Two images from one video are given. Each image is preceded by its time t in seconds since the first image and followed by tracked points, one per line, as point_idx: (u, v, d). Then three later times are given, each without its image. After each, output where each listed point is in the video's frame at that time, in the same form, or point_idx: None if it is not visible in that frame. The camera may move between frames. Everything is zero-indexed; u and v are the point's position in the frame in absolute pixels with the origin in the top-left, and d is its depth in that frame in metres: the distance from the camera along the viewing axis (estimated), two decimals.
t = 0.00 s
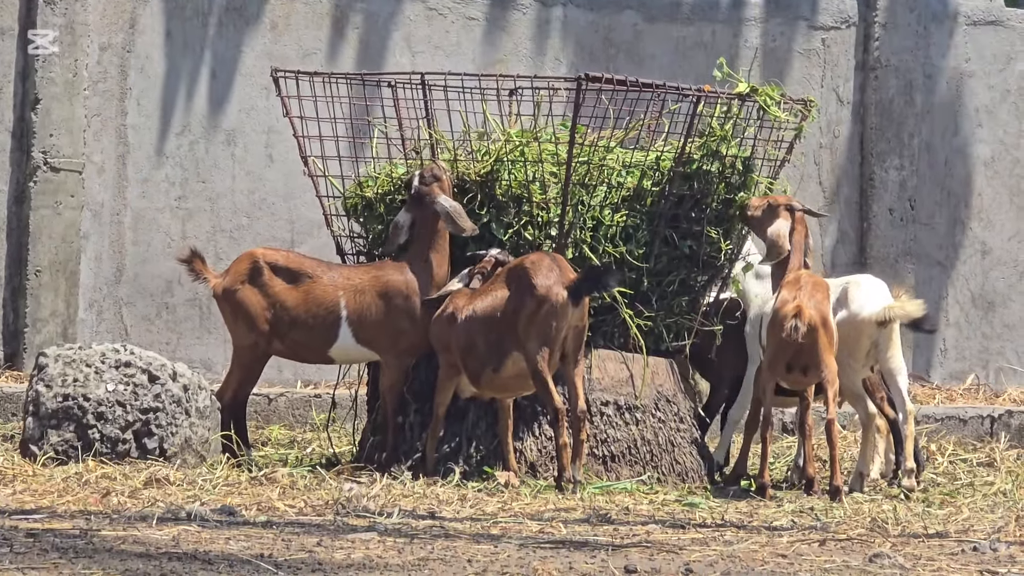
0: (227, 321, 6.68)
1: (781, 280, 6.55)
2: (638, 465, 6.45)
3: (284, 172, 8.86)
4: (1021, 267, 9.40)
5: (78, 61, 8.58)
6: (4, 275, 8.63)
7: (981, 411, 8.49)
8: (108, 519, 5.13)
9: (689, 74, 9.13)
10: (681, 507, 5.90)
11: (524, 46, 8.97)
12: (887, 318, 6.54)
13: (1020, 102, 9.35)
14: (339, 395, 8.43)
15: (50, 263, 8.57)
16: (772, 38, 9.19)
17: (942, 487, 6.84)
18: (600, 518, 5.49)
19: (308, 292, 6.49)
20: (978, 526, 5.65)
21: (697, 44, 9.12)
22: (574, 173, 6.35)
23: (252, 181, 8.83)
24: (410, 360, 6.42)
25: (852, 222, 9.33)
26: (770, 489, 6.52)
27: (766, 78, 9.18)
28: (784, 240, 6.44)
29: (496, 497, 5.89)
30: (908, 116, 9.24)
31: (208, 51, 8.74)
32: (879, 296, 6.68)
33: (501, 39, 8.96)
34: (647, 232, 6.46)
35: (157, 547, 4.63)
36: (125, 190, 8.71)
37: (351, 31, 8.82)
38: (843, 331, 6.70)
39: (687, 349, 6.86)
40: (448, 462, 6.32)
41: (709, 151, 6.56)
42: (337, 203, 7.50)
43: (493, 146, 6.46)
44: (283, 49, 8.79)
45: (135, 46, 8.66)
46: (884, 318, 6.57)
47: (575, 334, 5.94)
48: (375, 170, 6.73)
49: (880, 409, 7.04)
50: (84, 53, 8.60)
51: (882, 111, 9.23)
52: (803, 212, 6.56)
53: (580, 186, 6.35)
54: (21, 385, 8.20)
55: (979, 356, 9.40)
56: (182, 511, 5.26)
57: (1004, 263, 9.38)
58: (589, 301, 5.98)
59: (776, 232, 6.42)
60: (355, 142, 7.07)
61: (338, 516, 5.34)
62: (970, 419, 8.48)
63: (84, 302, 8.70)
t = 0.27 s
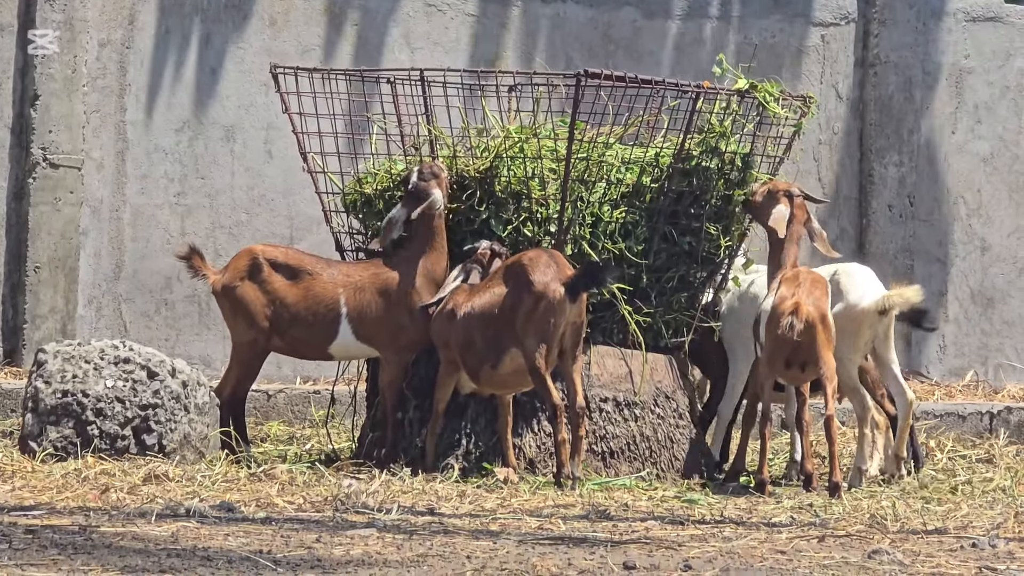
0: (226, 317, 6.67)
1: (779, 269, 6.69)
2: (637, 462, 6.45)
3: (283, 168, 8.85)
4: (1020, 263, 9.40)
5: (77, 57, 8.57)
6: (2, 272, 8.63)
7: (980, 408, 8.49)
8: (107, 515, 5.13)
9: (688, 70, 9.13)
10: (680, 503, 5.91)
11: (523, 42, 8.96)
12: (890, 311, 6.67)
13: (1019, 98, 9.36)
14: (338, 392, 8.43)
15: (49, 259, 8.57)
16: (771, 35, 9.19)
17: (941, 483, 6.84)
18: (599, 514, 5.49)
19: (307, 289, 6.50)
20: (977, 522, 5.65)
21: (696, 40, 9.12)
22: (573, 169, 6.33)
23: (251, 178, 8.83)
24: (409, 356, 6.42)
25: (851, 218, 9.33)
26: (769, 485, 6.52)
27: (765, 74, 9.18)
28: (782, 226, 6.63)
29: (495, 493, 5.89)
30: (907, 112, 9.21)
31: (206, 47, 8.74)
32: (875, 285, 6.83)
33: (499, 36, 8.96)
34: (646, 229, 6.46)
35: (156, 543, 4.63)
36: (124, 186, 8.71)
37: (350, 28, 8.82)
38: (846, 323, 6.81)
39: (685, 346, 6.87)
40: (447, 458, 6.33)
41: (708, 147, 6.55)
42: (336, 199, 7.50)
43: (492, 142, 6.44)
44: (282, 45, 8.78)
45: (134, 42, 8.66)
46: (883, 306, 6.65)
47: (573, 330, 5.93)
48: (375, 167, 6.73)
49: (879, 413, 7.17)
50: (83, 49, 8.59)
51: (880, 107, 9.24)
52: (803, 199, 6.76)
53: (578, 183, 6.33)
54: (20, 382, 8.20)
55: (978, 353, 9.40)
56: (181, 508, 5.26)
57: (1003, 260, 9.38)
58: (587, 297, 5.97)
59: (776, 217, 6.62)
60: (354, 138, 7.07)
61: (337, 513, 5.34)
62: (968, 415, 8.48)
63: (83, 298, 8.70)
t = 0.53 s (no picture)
0: (224, 317, 6.67)
1: (773, 267, 6.56)
2: (636, 462, 6.45)
3: (282, 168, 8.85)
4: (1019, 263, 9.40)
5: (75, 57, 8.58)
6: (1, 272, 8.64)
7: (978, 408, 8.49)
8: (106, 515, 5.13)
9: (687, 71, 9.13)
10: (679, 504, 5.91)
11: (521, 42, 8.96)
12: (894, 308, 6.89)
13: (1018, 98, 9.35)
14: (337, 392, 8.43)
15: (48, 260, 8.58)
16: (770, 35, 9.19)
17: (940, 483, 6.84)
18: (598, 514, 5.49)
19: (305, 288, 6.49)
20: (975, 522, 5.66)
21: (695, 40, 9.12)
22: (572, 169, 6.33)
23: (249, 178, 8.83)
24: (407, 356, 6.43)
25: (850, 218, 9.33)
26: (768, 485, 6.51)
27: (764, 74, 9.19)
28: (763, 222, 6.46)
29: (494, 493, 5.89)
30: (905, 112, 9.21)
31: (205, 47, 8.74)
32: (872, 278, 6.95)
33: (498, 36, 8.95)
34: (645, 229, 6.47)
35: (154, 543, 4.63)
36: (123, 187, 8.71)
37: (349, 28, 8.82)
38: (850, 324, 6.82)
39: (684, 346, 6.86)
40: (446, 458, 6.32)
41: (707, 147, 6.54)
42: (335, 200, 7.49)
43: (491, 142, 6.45)
44: (281, 45, 8.78)
45: (132, 42, 8.66)
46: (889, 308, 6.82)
47: (572, 330, 5.94)
48: (373, 167, 6.73)
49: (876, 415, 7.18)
50: (82, 49, 8.59)
51: (880, 108, 9.23)
52: (792, 195, 6.60)
53: (577, 183, 6.33)
54: (19, 382, 8.21)
55: (977, 353, 9.40)
56: (180, 508, 5.26)
57: (1001, 260, 9.38)
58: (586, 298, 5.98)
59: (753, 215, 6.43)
60: (353, 139, 7.06)
61: (336, 513, 5.34)
62: (967, 415, 8.48)
63: (82, 299, 8.70)
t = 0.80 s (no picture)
0: (222, 317, 6.67)
1: (768, 265, 6.53)
2: (634, 462, 6.46)
3: (279, 168, 8.84)
4: (1017, 263, 9.40)
5: (73, 57, 8.57)
6: None
7: (976, 408, 8.49)
8: (103, 515, 5.13)
9: (684, 71, 9.13)
10: (677, 504, 5.91)
11: (519, 42, 8.97)
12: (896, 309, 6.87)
13: (1016, 98, 9.34)
14: (335, 392, 8.43)
15: (46, 260, 8.58)
16: (768, 35, 9.20)
17: (938, 484, 6.84)
18: (595, 514, 5.49)
19: (303, 288, 6.49)
20: (973, 522, 5.66)
21: (693, 40, 9.13)
22: (570, 169, 6.33)
23: (247, 178, 8.82)
24: (406, 356, 6.43)
25: (848, 218, 9.33)
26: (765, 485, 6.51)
27: (761, 75, 9.19)
28: (758, 224, 6.43)
29: (492, 493, 5.89)
30: (903, 112, 9.21)
31: (202, 47, 8.74)
32: (875, 276, 6.96)
33: (496, 36, 8.95)
34: (642, 229, 6.47)
35: (152, 543, 4.63)
36: (121, 187, 8.71)
37: (347, 28, 8.82)
38: (852, 324, 6.83)
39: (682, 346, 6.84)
40: (444, 459, 6.32)
41: (704, 148, 6.54)
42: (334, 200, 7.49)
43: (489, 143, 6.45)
44: (279, 45, 8.78)
45: (130, 42, 8.66)
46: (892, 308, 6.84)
47: (570, 331, 5.94)
48: (371, 167, 6.74)
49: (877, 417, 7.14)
50: (80, 49, 8.60)
51: (878, 108, 9.22)
52: (786, 194, 6.58)
53: (575, 183, 6.34)
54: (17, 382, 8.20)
55: (974, 353, 9.40)
56: (177, 508, 5.26)
57: (999, 260, 9.38)
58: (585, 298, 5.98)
59: (747, 215, 6.41)
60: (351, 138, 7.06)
61: (333, 513, 5.34)
62: (965, 416, 8.48)
63: (80, 299, 8.70)
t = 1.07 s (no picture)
0: (221, 317, 6.66)
1: (768, 263, 6.52)
2: (632, 461, 6.46)
3: (278, 167, 8.84)
4: (1015, 262, 9.40)
5: (72, 57, 8.57)
6: None
7: (975, 407, 8.50)
8: (102, 514, 5.13)
9: (683, 70, 9.13)
10: (675, 503, 5.91)
11: (518, 42, 8.97)
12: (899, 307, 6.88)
13: (1015, 96, 9.34)
14: (333, 391, 8.43)
15: (44, 259, 8.58)
16: (766, 34, 9.20)
17: (937, 483, 6.84)
18: (594, 514, 5.48)
19: (303, 288, 6.49)
20: (971, 522, 5.66)
21: (692, 39, 9.13)
22: (569, 169, 6.33)
23: (246, 177, 8.83)
24: (405, 356, 6.43)
25: (846, 218, 9.33)
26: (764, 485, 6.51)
27: (760, 74, 9.19)
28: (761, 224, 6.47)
29: (490, 493, 5.89)
30: (902, 112, 9.21)
31: (200, 47, 8.75)
32: (876, 276, 6.98)
33: (494, 35, 8.95)
34: (641, 228, 6.47)
35: (151, 542, 4.63)
36: (120, 186, 8.71)
37: (345, 27, 8.82)
38: (852, 322, 6.85)
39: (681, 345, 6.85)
40: (442, 458, 6.32)
41: (703, 147, 6.55)
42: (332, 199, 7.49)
43: (488, 142, 6.46)
44: (277, 44, 8.78)
45: (129, 42, 8.66)
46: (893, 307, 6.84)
47: (569, 330, 5.93)
48: (369, 166, 6.73)
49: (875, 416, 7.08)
50: (79, 48, 8.59)
51: (876, 107, 9.22)
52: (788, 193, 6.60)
53: (574, 182, 6.34)
54: (15, 381, 8.20)
55: (973, 352, 9.41)
56: (176, 507, 5.26)
57: (998, 259, 9.39)
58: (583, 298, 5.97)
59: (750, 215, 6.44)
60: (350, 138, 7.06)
61: (332, 512, 5.34)
62: (964, 415, 8.49)
63: (78, 298, 8.70)
